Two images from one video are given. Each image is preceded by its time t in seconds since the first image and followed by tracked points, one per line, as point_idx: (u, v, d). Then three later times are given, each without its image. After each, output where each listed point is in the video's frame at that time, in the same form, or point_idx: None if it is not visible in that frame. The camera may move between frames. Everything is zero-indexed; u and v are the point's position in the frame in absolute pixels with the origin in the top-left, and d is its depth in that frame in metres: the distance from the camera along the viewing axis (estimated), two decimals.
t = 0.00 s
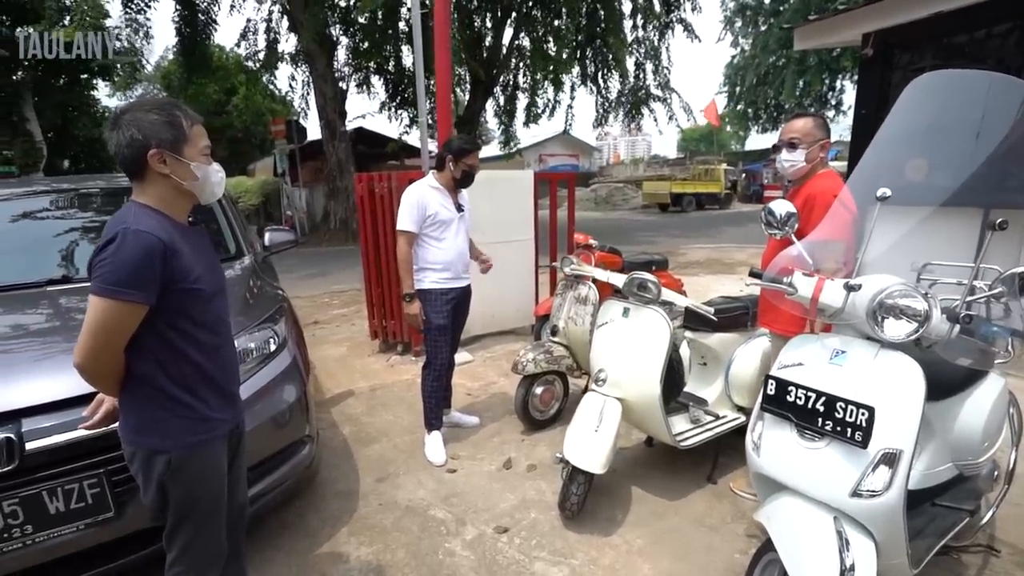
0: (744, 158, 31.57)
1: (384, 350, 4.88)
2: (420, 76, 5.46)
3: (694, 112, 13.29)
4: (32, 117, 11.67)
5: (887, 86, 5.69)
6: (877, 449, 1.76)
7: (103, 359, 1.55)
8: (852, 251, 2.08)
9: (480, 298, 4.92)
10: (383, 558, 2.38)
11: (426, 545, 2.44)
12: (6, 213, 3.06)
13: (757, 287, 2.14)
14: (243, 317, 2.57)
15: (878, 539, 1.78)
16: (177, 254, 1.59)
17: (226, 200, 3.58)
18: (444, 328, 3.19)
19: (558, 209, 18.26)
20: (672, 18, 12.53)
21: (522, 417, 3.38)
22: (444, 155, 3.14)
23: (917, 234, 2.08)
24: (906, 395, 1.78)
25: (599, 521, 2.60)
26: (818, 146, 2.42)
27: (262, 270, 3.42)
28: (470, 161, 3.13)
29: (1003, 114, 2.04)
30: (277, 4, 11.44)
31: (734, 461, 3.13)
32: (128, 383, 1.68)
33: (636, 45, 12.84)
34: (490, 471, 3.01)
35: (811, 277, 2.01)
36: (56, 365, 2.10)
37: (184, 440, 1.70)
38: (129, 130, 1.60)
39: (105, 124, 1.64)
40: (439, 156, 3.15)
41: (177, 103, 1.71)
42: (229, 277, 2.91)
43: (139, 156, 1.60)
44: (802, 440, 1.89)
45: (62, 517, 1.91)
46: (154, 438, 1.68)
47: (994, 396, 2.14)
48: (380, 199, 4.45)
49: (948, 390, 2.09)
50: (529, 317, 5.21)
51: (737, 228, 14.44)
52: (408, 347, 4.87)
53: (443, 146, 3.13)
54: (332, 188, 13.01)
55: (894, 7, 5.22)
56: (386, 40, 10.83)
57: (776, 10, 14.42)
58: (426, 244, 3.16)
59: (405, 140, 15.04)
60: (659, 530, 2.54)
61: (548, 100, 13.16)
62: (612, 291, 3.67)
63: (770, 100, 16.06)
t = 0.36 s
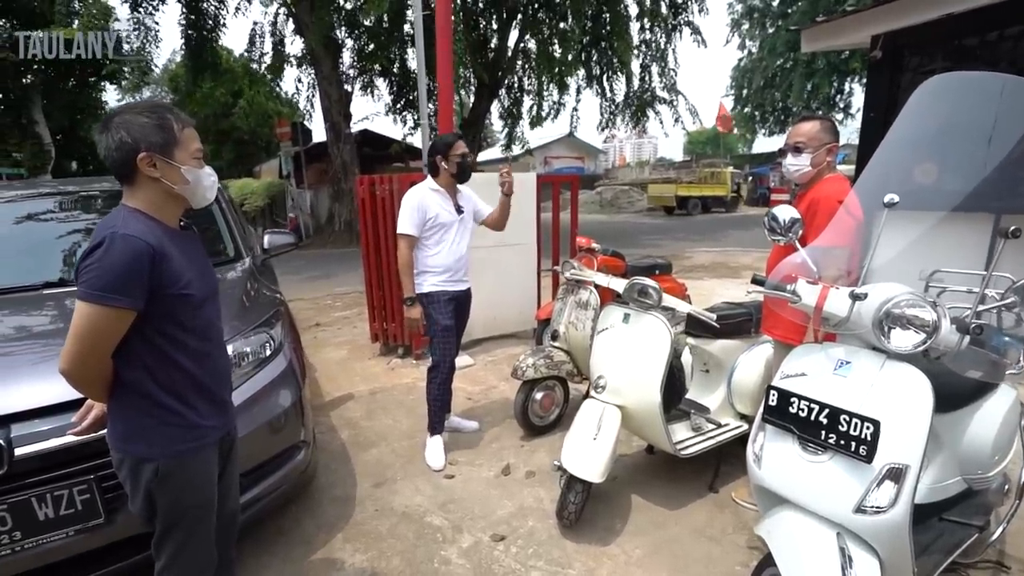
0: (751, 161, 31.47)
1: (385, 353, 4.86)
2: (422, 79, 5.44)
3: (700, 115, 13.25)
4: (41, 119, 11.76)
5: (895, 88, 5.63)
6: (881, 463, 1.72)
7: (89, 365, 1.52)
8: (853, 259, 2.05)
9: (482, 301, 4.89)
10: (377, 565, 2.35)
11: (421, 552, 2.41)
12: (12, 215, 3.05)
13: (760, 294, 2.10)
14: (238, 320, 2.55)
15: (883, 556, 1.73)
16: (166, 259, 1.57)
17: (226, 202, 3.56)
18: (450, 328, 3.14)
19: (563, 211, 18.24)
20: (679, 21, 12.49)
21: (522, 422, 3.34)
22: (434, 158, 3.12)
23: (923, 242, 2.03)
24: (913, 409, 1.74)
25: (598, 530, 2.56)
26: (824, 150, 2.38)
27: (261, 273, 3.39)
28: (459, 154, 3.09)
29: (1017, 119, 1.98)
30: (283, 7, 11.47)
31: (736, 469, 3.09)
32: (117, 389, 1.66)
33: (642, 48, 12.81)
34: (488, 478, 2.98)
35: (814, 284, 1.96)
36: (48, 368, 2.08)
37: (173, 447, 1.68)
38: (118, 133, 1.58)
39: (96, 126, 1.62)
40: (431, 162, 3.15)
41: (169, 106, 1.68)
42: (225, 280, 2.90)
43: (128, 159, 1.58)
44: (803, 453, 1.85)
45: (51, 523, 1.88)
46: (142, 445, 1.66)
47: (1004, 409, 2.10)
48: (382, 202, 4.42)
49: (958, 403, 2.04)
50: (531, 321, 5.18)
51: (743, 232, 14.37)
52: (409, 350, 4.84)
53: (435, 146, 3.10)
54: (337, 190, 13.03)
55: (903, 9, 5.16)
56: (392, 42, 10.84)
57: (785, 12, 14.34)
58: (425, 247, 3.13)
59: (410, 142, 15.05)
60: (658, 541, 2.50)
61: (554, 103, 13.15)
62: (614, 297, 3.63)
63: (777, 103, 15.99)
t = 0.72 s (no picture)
0: (761, 155, 31.23)
1: (389, 347, 4.89)
2: (427, 74, 5.44)
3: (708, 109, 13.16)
4: (53, 114, 11.88)
5: (905, 83, 5.56)
6: (874, 462, 1.73)
7: (94, 359, 1.56)
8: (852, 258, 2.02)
9: (486, 296, 4.91)
10: (377, 556, 2.38)
11: (420, 545, 2.45)
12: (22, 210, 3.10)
13: (756, 292, 2.08)
14: (241, 314, 2.59)
15: (874, 554, 1.74)
16: (168, 255, 1.60)
17: (232, 197, 3.60)
18: (460, 331, 3.13)
19: (570, 206, 18.20)
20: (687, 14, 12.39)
21: (522, 417, 3.37)
22: (439, 156, 3.05)
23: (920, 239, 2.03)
24: (907, 407, 1.74)
25: (595, 524, 2.59)
26: (807, 150, 2.39)
27: (266, 268, 3.43)
28: (464, 151, 3.01)
29: (1017, 117, 1.99)
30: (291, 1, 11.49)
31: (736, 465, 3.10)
32: (121, 382, 1.69)
33: (650, 41, 12.73)
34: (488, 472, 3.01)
35: (810, 283, 1.96)
36: (56, 359, 2.12)
37: (176, 438, 1.71)
38: (120, 132, 1.60)
39: (99, 125, 1.65)
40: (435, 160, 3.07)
41: (170, 105, 1.71)
42: (230, 275, 2.93)
43: (132, 157, 1.61)
44: (797, 450, 1.86)
45: (59, 511, 1.93)
46: (146, 436, 1.69)
47: (1004, 408, 2.09)
48: (386, 197, 4.45)
49: (955, 402, 2.04)
50: (534, 316, 5.20)
51: (751, 227, 14.27)
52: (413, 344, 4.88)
53: (439, 144, 3.03)
54: (345, 185, 13.08)
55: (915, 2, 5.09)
56: (398, 37, 10.83)
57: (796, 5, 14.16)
58: (434, 249, 3.09)
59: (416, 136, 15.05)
60: (655, 536, 2.52)
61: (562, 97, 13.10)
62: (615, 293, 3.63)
63: (787, 97, 15.84)
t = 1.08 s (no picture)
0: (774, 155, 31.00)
1: (398, 343, 4.94)
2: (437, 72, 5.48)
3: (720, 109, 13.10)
4: (72, 111, 12.06)
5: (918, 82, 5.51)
6: (871, 458, 1.74)
7: (113, 347, 1.61)
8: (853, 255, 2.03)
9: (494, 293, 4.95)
10: (383, 547, 2.42)
11: (425, 537, 2.49)
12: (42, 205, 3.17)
13: (757, 290, 2.07)
14: (253, 309, 2.64)
15: (872, 550, 1.75)
16: (184, 249, 1.64)
17: (245, 194, 3.66)
18: (478, 335, 3.11)
19: (581, 206, 18.18)
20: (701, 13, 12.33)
21: (528, 414, 3.40)
22: (456, 150, 2.96)
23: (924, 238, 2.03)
24: (904, 406, 1.75)
25: (598, 519, 2.61)
26: (808, 151, 2.41)
27: (278, 264, 3.48)
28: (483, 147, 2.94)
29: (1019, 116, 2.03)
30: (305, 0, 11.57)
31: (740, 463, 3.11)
32: (138, 371, 1.75)
33: (663, 40, 12.68)
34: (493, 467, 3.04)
35: (810, 282, 1.98)
36: (76, 349, 2.18)
37: (190, 425, 1.76)
38: (139, 130, 1.66)
39: (118, 124, 1.70)
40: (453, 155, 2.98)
41: (186, 103, 1.76)
42: (242, 271, 2.99)
43: (149, 155, 1.66)
44: (796, 447, 1.88)
45: (78, 494, 1.99)
46: (162, 423, 1.74)
47: (1011, 407, 2.06)
48: (396, 195, 4.49)
49: (957, 401, 2.03)
50: (542, 314, 5.23)
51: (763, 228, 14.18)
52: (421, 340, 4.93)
53: (456, 138, 2.94)
54: (356, 183, 13.16)
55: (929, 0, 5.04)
56: (410, 36, 10.86)
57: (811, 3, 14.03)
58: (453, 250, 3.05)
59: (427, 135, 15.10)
60: (658, 532, 2.54)
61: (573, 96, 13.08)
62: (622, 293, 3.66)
63: (801, 96, 15.71)
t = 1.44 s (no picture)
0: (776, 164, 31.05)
1: (399, 348, 4.97)
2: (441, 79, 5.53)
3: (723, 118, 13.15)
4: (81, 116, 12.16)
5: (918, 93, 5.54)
6: (862, 465, 1.76)
7: (118, 348, 1.64)
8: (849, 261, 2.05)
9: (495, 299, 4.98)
10: (381, 550, 2.44)
11: (423, 540, 2.50)
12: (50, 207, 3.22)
13: (751, 297, 2.11)
14: (255, 312, 2.66)
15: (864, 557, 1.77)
16: (188, 252, 1.67)
17: (249, 198, 3.70)
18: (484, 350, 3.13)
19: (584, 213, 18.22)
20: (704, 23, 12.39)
21: (526, 419, 3.42)
22: (464, 154, 2.97)
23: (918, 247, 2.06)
24: (896, 413, 1.77)
25: (595, 524, 2.63)
26: (799, 159, 2.42)
27: (280, 268, 3.51)
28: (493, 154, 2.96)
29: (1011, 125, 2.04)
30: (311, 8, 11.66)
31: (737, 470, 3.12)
32: (142, 371, 1.77)
33: (666, 49, 12.74)
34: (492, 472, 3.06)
35: (804, 289, 2.00)
36: (80, 349, 2.21)
37: (192, 425, 1.79)
38: (145, 136, 1.69)
39: (126, 130, 1.74)
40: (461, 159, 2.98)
41: (192, 110, 1.79)
42: (245, 274, 3.02)
43: (154, 161, 1.69)
44: (789, 453, 1.90)
45: (79, 493, 2.01)
46: (164, 422, 1.77)
47: (1006, 418, 2.08)
48: (399, 200, 4.53)
49: (952, 411, 2.04)
50: (542, 320, 5.26)
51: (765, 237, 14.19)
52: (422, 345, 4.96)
53: (465, 144, 2.94)
54: (361, 188, 13.23)
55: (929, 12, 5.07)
56: (414, 43, 10.93)
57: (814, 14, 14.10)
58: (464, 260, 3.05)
59: (431, 142, 15.18)
60: (654, 538, 2.55)
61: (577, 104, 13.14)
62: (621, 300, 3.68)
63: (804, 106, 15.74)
